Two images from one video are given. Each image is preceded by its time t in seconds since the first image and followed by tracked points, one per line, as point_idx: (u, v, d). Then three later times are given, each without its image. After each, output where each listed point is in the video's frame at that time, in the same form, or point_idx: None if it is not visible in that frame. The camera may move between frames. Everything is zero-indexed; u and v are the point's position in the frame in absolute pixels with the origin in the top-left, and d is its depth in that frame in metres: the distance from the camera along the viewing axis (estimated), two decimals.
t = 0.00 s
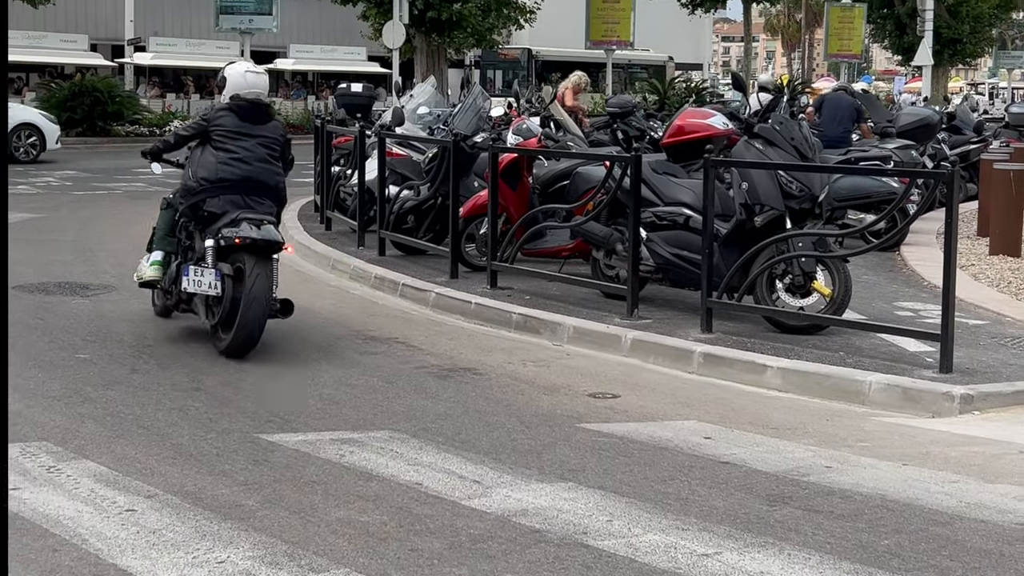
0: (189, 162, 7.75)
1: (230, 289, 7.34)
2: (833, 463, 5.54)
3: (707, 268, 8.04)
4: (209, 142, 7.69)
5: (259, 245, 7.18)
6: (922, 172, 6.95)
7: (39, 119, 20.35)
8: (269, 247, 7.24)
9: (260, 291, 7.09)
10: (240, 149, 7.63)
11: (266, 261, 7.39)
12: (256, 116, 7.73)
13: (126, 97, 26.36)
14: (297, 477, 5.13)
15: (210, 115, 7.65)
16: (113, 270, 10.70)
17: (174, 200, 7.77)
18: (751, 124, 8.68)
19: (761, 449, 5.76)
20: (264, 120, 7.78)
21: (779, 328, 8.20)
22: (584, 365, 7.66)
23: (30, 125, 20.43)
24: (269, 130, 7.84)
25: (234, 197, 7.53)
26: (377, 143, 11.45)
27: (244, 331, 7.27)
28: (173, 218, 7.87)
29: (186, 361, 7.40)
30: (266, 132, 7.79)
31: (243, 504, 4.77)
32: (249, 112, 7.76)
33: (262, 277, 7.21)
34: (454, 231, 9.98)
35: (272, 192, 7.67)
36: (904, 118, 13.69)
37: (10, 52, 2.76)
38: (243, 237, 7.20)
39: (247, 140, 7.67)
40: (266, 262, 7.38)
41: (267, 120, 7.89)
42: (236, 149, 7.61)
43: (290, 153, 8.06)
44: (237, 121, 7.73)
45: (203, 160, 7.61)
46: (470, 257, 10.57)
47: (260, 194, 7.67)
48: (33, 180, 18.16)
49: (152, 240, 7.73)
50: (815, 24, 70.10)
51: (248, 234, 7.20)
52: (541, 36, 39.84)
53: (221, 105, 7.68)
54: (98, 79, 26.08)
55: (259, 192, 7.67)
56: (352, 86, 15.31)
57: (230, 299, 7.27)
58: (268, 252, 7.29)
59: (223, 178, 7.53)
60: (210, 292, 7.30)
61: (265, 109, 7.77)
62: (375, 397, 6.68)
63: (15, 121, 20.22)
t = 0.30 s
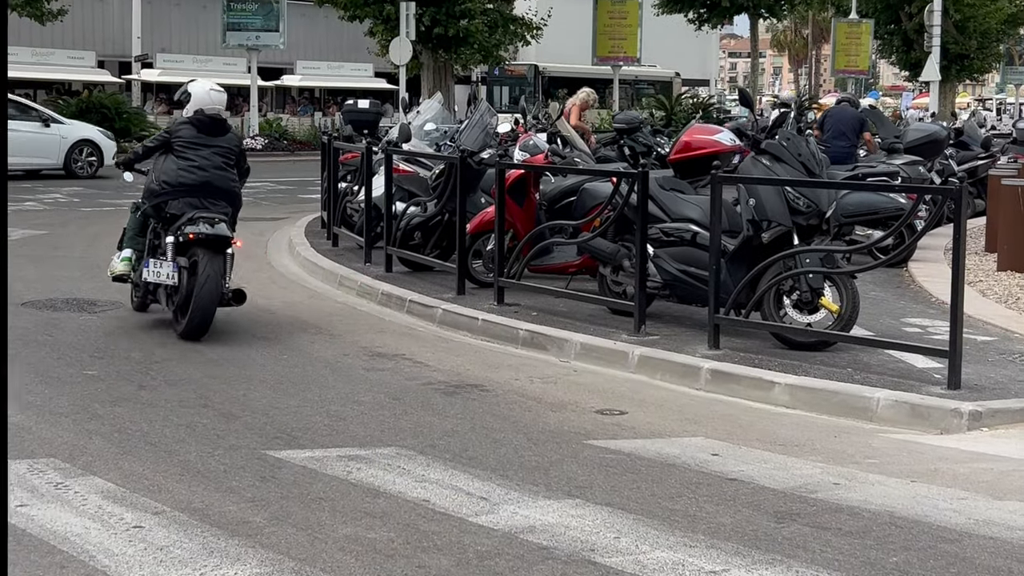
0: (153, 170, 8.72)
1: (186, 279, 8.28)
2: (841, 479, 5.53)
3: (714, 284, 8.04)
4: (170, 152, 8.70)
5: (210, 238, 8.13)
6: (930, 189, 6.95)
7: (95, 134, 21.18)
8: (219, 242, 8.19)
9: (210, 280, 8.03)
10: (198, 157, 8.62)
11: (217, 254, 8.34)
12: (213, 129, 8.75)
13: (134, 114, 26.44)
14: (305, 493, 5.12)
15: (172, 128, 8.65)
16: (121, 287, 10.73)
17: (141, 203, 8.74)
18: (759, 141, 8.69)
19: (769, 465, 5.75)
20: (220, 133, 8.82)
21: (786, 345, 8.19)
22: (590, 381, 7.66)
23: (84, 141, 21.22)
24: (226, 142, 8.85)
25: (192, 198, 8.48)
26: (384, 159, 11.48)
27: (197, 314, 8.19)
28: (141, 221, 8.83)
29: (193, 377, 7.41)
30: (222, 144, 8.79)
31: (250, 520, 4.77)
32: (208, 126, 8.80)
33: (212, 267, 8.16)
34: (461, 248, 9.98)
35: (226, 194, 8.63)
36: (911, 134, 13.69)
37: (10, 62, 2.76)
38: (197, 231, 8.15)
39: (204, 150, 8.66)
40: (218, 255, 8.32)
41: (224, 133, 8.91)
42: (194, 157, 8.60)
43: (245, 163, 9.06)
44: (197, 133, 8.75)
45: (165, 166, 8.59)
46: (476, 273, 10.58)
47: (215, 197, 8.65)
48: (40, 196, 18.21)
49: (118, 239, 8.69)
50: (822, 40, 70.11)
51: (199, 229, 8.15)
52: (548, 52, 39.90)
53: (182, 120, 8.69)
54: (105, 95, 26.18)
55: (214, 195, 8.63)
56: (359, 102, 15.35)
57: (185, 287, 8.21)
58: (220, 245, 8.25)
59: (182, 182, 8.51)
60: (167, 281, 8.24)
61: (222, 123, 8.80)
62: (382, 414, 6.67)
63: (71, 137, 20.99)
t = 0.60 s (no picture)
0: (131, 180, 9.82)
1: (157, 277, 9.37)
2: (845, 495, 5.52)
3: (718, 300, 8.04)
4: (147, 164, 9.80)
5: (176, 241, 9.20)
6: (933, 204, 6.96)
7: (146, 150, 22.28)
8: (184, 244, 9.26)
9: (174, 278, 9.09)
10: (170, 168, 9.70)
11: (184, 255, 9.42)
12: (183, 144, 9.84)
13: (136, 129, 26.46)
14: (309, 509, 5.12)
15: (146, 142, 9.76)
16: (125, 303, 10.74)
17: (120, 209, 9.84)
18: (762, 155, 8.71)
19: (772, 481, 5.74)
20: (190, 147, 9.91)
21: (790, 360, 8.19)
22: (594, 397, 7.65)
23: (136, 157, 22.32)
24: (196, 155, 9.94)
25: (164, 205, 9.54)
26: (387, 174, 11.50)
27: (165, 308, 9.27)
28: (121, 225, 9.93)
29: (196, 392, 7.42)
30: (192, 157, 9.89)
31: (253, 536, 4.77)
32: (179, 140, 9.91)
33: (177, 266, 9.25)
34: (464, 263, 10.00)
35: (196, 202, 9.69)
36: (915, 149, 13.71)
37: (5, 72, 2.76)
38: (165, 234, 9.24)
39: (175, 162, 9.76)
40: (185, 257, 9.39)
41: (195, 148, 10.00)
42: (166, 168, 9.70)
43: (215, 174, 10.14)
44: (170, 148, 9.85)
45: (140, 177, 9.68)
46: (480, 288, 10.59)
47: (184, 204, 9.74)
48: (43, 212, 18.25)
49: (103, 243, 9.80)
50: (826, 54, 70.12)
51: (166, 232, 9.24)
52: (551, 67, 39.93)
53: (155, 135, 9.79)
54: (108, 111, 26.26)
55: (184, 202, 9.68)
56: (362, 118, 15.38)
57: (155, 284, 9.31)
58: (186, 247, 9.32)
59: (154, 191, 9.60)
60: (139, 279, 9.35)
61: (192, 138, 9.89)
62: (385, 429, 6.68)
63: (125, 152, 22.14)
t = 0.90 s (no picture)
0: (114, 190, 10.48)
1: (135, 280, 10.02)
2: (845, 509, 5.52)
3: (718, 314, 8.04)
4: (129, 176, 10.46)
5: (153, 248, 9.86)
6: (933, 218, 6.97)
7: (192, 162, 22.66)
8: (160, 250, 9.91)
9: (149, 282, 9.74)
10: (150, 180, 10.36)
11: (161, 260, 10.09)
12: (164, 158, 10.50)
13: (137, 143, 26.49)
14: (308, 524, 5.11)
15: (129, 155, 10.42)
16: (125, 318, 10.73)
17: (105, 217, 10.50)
18: (761, 170, 8.73)
19: (772, 495, 5.74)
20: (170, 161, 10.56)
21: (790, 374, 8.19)
22: (593, 411, 7.65)
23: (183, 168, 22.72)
24: (176, 168, 10.58)
25: (144, 214, 10.20)
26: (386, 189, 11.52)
27: (142, 308, 9.93)
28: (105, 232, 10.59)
29: (195, 407, 7.41)
30: (172, 170, 10.53)
31: (253, 551, 4.76)
32: (160, 155, 10.57)
33: (153, 271, 9.92)
34: (464, 277, 10.01)
35: (175, 212, 10.34)
36: (914, 163, 13.76)
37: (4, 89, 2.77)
38: (143, 241, 9.89)
39: (155, 175, 10.41)
40: (161, 262, 10.03)
41: (174, 161, 10.67)
42: (146, 180, 10.34)
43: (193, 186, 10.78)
44: (151, 161, 10.52)
45: (123, 189, 10.35)
46: (479, 303, 10.60)
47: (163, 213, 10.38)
48: (43, 227, 18.25)
49: (89, 247, 10.48)
50: (826, 69, 70.20)
51: (143, 238, 9.89)
52: (551, 82, 40.02)
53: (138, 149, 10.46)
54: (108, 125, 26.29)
55: (164, 212, 10.34)
56: (362, 132, 15.41)
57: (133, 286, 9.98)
58: (162, 253, 9.98)
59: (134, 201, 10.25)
60: (119, 280, 10.01)
61: (172, 153, 10.53)
62: (384, 444, 6.67)
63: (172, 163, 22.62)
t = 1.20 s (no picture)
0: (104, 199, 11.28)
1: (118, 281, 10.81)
2: (840, 523, 5.51)
3: (713, 327, 8.05)
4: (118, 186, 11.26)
5: (136, 252, 10.64)
6: (929, 231, 6.98)
7: (231, 179, 23.01)
8: (142, 254, 10.69)
9: (130, 283, 10.51)
10: (136, 191, 11.17)
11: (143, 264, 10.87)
12: (151, 171, 11.27)
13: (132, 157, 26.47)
14: (303, 539, 5.10)
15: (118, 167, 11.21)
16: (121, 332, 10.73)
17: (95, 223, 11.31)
18: (757, 184, 8.74)
19: (768, 509, 5.74)
20: (156, 173, 11.33)
21: (786, 388, 8.19)
22: (589, 425, 7.64)
23: (222, 185, 23.08)
24: (162, 180, 11.36)
25: (130, 222, 10.98)
26: (382, 203, 11.52)
27: (123, 307, 10.72)
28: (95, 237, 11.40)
29: (191, 422, 7.41)
30: (158, 181, 11.31)
31: (247, 566, 4.75)
32: (147, 168, 11.34)
33: (134, 274, 10.71)
34: (460, 291, 10.02)
35: (159, 220, 11.14)
36: (911, 177, 13.80)
37: None
38: (127, 245, 10.69)
39: (141, 185, 11.19)
40: (143, 266, 10.81)
41: (161, 174, 11.45)
42: (132, 190, 11.13)
43: (178, 198, 11.55)
44: (139, 173, 11.35)
45: (112, 198, 11.17)
46: (475, 316, 10.61)
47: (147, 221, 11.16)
48: (38, 241, 18.24)
49: (80, 250, 11.29)
50: (823, 82, 70.33)
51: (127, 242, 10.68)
52: (547, 96, 40.13)
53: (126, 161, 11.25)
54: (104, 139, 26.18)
55: (149, 220, 11.12)
56: (357, 146, 15.42)
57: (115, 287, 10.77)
58: (144, 257, 10.76)
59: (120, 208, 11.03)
60: (104, 281, 10.82)
61: (158, 166, 11.32)
62: (380, 458, 6.66)
63: (212, 180, 22.85)
